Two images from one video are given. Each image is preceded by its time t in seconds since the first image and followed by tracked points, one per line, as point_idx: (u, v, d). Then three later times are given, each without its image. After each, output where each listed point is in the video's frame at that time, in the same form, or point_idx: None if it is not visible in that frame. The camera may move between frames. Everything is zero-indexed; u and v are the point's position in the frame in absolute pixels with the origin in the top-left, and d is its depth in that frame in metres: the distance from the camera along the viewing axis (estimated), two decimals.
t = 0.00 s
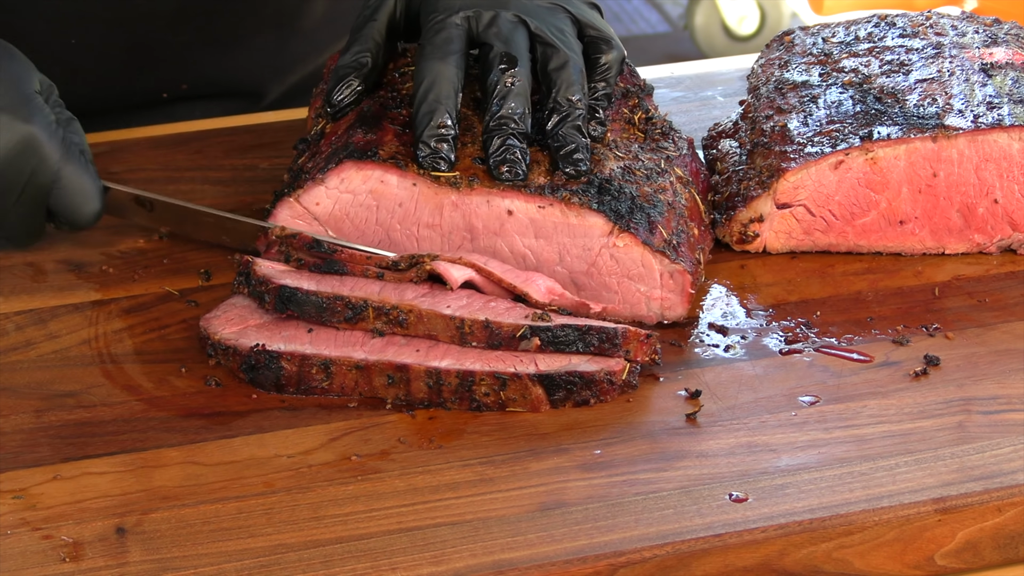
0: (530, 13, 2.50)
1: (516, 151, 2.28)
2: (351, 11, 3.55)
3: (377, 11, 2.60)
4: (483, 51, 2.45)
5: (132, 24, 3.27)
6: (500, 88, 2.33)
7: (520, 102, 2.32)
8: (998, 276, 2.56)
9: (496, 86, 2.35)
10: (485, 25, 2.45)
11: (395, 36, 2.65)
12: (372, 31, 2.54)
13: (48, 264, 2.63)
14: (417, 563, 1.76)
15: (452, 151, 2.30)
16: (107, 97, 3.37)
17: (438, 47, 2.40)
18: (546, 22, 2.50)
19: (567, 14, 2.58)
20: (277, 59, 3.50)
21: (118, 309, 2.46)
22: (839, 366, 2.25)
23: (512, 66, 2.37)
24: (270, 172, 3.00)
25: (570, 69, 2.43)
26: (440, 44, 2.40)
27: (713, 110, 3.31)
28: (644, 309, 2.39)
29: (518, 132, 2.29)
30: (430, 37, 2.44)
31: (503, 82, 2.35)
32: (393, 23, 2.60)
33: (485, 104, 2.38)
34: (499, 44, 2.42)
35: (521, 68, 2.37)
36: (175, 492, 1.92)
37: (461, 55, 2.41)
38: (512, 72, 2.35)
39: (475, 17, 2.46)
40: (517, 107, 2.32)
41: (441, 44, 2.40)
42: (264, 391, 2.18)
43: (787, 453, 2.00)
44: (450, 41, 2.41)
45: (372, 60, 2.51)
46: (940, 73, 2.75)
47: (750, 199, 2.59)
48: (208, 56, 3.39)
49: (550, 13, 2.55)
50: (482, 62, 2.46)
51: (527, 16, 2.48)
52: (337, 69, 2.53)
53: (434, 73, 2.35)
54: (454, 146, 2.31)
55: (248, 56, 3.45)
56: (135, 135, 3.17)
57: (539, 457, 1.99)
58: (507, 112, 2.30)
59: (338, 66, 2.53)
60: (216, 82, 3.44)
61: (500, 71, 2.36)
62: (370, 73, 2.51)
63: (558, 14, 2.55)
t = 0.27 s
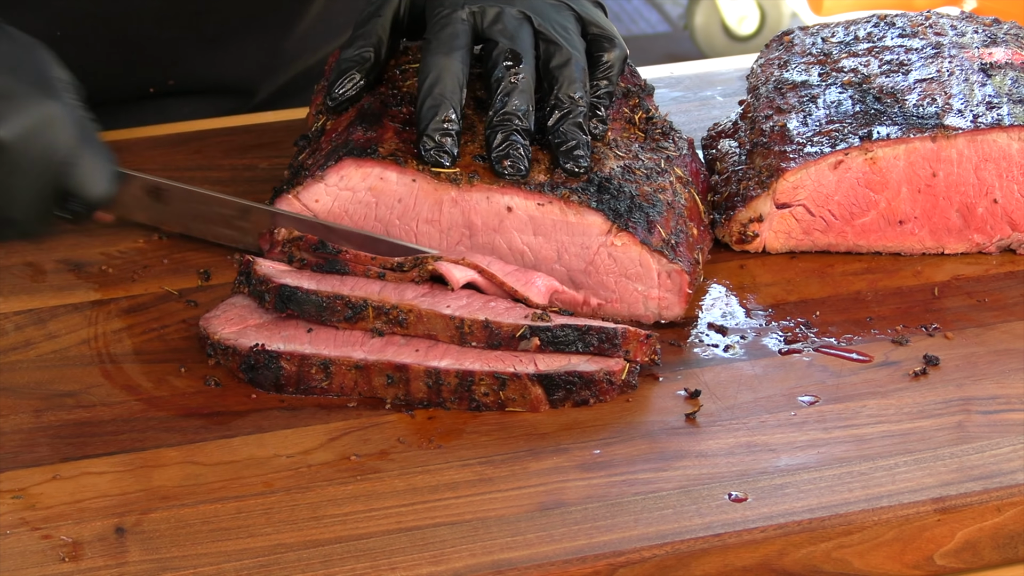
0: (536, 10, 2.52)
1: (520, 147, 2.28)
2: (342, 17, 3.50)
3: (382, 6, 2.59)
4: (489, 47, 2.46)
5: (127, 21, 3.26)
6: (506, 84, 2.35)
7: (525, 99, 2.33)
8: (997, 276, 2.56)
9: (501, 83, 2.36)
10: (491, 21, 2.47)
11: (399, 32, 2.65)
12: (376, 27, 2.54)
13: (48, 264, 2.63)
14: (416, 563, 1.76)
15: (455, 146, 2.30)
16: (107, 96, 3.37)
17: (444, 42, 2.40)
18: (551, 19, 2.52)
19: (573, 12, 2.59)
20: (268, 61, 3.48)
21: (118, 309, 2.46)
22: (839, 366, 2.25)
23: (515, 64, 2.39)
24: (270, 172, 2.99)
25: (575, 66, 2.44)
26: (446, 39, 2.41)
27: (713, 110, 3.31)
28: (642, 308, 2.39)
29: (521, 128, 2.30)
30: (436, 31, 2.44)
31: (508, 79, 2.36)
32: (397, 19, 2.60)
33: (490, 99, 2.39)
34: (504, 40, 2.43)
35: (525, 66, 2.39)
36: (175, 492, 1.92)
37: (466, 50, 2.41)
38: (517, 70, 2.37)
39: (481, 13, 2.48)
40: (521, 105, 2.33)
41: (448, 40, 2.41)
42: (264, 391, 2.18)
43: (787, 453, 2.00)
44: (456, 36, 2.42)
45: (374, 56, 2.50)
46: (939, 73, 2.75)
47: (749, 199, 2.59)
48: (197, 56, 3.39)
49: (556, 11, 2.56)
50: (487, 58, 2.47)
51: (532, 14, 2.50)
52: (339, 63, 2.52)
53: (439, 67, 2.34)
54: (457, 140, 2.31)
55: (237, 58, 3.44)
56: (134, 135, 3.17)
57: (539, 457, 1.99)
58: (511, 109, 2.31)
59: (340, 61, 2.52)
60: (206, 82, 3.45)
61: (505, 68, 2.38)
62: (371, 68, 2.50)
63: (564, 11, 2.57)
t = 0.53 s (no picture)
0: (535, 6, 2.57)
1: (522, 139, 2.28)
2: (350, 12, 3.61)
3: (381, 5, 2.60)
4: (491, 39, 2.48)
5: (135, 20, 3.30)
6: (509, 71, 2.36)
7: (527, 86, 2.36)
8: (997, 276, 2.56)
9: (503, 69, 2.38)
10: (492, 13, 2.53)
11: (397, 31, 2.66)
12: (374, 25, 2.54)
13: (48, 264, 2.63)
14: (417, 563, 1.76)
15: (465, 140, 2.30)
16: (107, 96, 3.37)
17: (450, 35, 2.41)
18: (548, 14, 2.57)
19: (569, 9, 2.65)
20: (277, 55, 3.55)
21: (118, 309, 2.46)
22: (839, 366, 2.25)
23: (519, 51, 2.41)
24: (270, 172, 2.99)
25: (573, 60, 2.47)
26: (452, 32, 2.42)
27: (713, 110, 3.31)
28: (639, 307, 2.39)
29: (523, 117, 2.31)
30: (440, 27, 2.45)
31: (511, 65, 2.38)
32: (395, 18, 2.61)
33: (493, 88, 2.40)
34: (508, 30, 2.46)
35: (528, 53, 2.41)
36: (175, 492, 1.92)
37: (472, 42, 2.42)
38: (519, 57, 2.39)
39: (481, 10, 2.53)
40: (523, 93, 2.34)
41: (454, 32, 2.42)
42: (264, 391, 2.18)
43: (787, 453, 1.99)
44: (461, 29, 2.43)
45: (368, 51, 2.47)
46: (939, 73, 2.75)
47: (749, 199, 2.59)
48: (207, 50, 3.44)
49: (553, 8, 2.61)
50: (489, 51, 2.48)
51: (530, 7, 2.57)
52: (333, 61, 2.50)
53: (447, 59, 2.35)
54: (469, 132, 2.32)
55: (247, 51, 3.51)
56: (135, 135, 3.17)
57: (539, 457, 1.99)
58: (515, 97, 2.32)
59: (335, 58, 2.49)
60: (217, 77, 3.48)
61: (508, 56, 2.40)
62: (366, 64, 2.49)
63: (562, 7, 2.63)
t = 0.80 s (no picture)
0: (536, 5, 2.58)
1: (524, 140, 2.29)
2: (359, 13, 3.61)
3: (382, 6, 2.61)
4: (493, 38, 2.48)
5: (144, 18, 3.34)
6: (511, 71, 2.37)
7: (529, 85, 2.36)
8: (997, 276, 2.56)
9: (505, 68, 2.38)
10: (493, 13, 2.52)
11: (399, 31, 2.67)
12: (374, 26, 2.54)
13: (48, 264, 2.63)
14: (417, 563, 1.76)
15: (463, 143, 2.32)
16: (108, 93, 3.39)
17: (451, 37, 2.41)
18: (549, 13, 2.58)
19: (571, 8, 2.65)
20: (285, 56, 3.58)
21: (118, 309, 2.46)
22: (839, 366, 2.25)
23: (521, 50, 2.41)
24: (271, 172, 2.99)
25: (574, 60, 2.47)
26: (453, 33, 2.42)
27: (713, 111, 3.31)
28: (639, 308, 2.39)
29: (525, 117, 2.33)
30: (441, 28, 2.45)
31: (513, 65, 2.38)
32: (396, 19, 2.61)
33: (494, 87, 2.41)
34: (509, 30, 2.46)
35: (530, 52, 2.41)
36: (175, 492, 1.92)
37: (473, 44, 2.42)
38: (522, 57, 2.39)
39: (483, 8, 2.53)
40: (526, 92, 2.35)
41: (454, 34, 2.42)
42: (264, 391, 2.18)
43: (787, 453, 2.00)
44: (462, 30, 2.43)
45: (369, 52, 2.50)
46: (940, 73, 2.75)
47: (750, 199, 2.59)
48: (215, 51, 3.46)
49: (555, 7, 2.62)
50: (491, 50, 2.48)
51: (530, 6, 2.57)
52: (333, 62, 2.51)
53: (447, 61, 2.35)
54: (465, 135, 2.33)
55: (256, 52, 3.54)
56: (135, 135, 3.17)
57: (539, 457, 1.99)
58: (517, 97, 2.34)
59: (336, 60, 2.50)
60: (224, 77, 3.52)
61: (509, 55, 2.40)
62: (367, 65, 2.49)
63: (564, 6, 2.63)
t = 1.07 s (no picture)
0: (537, 7, 2.59)
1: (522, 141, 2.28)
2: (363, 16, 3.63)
3: (383, 6, 2.61)
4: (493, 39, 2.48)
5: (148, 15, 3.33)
6: (509, 73, 2.37)
7: (528, 88, 2.36)
8: (997, 276, 2.56)
9: (504, 70, 2.38)
10: (493, 14, 2.52)
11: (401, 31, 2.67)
12: (375, 26, 2.54)
13: (48, 264, 2.63)
14: (417, 563, 1.76)
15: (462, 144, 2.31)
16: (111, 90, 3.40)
17: (450, 38, 2.42)
18: (550, 14, 2.58)
19: (573, 9, 2.66)
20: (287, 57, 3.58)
21: (118, 309, 2.46)
22: (839, 366, 2.25)
23: (520, 52, 2.41)
24: (270, 172, 2.99)
25: (574, 61, 2.47)
26: (452, 35, 2.43)
27: (713, 111, 3.31)
28: (640, 309, 2.39)
29: (523, 120, 2.32)
30: (441, 30, 2.47)
31: (512, 67, 2.38)
32: (397, 19, 2.61)
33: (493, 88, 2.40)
34: (509, 31, 2.47)
35: (529, 54, 2.41)
36: (175, 492, 1.92)
37: (472, 45, 2.43)
38: (521, 59, 2.39)
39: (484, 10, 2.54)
40: (525, 94, 2.35)
41: (453, 36, 2.43)
42: (264, 391, 2.18)
43: (787, 453, 2.00)
44: (461, 32, 2.44)
45: (369, 52, 2.50)
46: (940, 73, 2.75)
47: (750, 199, 2.59)
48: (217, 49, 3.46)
49: (556, 9, 2.62)
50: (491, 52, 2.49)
51: (531, 7, 2.57)
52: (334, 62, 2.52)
53: (446, 63, 2.36)
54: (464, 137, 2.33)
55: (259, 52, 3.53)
56: (136, 135, 3.17)
57: (539, 457, 1.99)
58: (515, 99, 2.33)
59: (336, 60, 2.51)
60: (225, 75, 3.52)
61: (508, 57, 2.40)
62: (367, 65, 2.48)
63: (564, 8, 2.64)
